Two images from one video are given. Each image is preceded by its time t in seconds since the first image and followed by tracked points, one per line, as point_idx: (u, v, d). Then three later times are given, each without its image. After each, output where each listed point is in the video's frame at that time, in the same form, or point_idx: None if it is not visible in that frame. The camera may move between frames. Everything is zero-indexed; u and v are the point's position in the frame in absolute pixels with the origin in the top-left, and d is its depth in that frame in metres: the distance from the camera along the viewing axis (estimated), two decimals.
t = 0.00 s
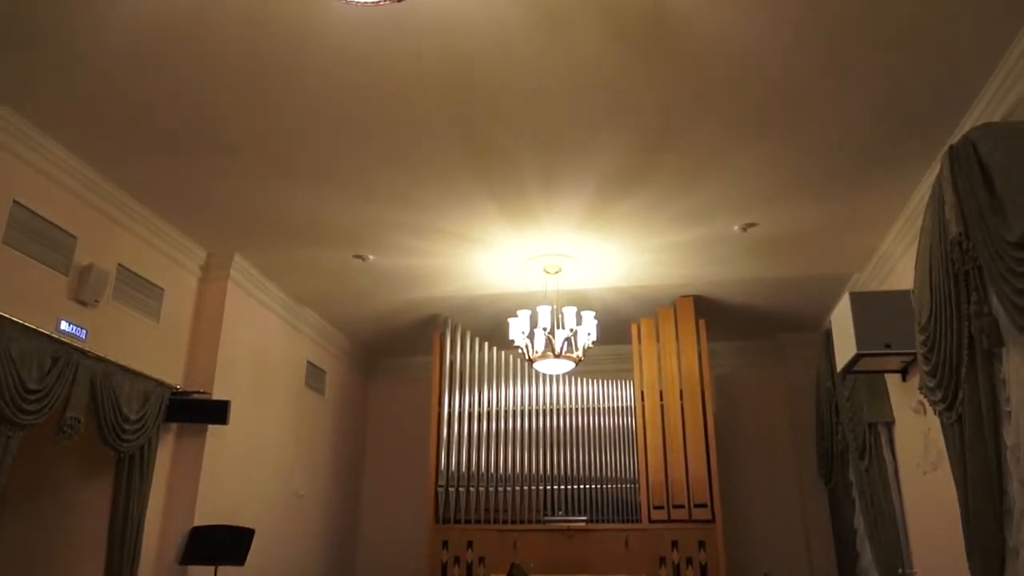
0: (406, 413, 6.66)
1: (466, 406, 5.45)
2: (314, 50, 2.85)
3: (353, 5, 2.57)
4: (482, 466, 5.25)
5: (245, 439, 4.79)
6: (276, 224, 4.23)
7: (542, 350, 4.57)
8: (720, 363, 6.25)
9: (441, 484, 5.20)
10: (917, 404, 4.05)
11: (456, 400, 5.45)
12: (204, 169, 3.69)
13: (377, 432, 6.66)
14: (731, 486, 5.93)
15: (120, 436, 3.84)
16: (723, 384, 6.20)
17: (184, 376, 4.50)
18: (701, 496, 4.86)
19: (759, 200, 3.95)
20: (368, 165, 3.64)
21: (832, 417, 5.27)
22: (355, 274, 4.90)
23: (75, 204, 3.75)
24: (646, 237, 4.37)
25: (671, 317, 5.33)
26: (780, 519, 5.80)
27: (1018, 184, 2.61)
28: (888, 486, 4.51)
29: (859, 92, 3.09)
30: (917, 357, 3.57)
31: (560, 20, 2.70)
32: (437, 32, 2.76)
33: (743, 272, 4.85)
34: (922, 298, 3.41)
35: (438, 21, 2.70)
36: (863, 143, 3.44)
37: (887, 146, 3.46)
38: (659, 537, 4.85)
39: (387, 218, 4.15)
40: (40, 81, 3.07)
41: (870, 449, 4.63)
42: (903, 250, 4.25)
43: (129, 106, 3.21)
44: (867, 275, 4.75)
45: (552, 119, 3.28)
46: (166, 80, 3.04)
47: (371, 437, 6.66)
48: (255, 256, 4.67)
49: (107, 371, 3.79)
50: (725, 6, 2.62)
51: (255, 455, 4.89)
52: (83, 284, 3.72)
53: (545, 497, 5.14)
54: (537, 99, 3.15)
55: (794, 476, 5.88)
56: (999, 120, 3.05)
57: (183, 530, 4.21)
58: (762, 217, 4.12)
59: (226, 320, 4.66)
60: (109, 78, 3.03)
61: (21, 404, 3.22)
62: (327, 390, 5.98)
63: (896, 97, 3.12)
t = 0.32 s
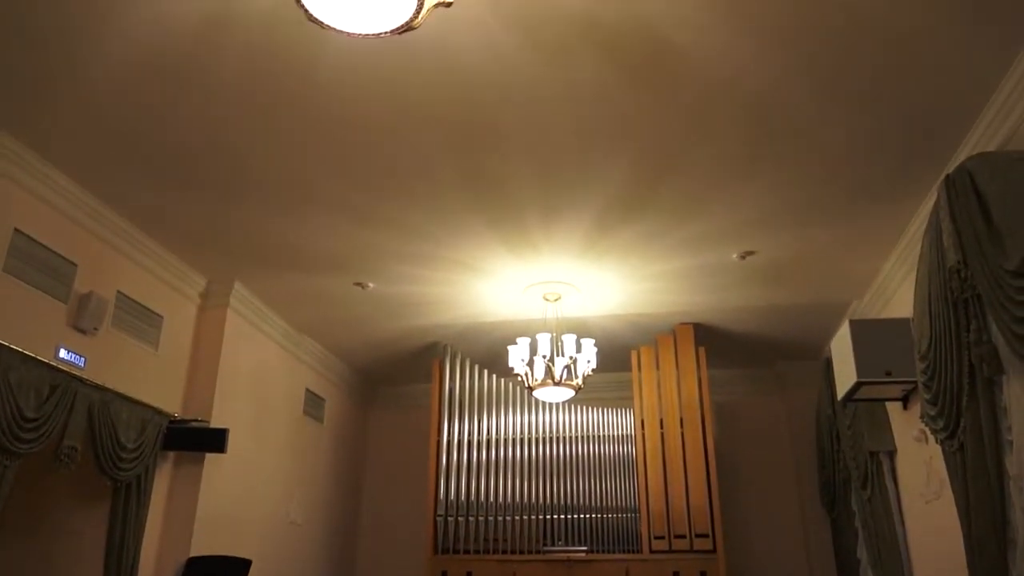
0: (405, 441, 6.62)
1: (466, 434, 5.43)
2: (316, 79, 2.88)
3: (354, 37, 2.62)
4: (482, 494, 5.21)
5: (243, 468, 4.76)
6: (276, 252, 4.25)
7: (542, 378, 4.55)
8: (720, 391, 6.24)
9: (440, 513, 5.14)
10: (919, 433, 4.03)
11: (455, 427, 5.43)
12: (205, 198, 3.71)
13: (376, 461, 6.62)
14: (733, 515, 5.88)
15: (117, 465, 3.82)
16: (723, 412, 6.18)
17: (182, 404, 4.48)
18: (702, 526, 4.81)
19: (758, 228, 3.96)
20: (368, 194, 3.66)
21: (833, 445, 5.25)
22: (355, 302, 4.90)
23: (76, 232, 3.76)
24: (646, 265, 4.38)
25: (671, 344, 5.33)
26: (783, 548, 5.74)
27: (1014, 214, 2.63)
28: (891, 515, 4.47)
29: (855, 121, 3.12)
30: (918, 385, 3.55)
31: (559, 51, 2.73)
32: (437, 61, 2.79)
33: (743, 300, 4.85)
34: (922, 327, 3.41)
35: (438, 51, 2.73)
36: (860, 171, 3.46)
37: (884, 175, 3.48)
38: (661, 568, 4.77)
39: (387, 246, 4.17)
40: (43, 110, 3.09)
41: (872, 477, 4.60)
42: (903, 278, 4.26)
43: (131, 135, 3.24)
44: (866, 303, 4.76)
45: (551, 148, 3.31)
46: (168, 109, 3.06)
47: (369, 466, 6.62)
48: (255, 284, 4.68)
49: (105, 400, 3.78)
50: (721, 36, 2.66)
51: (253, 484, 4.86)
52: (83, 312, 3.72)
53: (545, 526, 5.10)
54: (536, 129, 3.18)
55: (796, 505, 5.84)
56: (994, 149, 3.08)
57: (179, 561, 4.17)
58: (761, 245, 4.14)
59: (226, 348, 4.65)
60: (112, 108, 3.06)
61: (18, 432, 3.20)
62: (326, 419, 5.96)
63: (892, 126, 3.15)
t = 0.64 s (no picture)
0: (405, 465, 6.59)
1: (466, 457, 5.37)
2: (318, 103, 2.90)
3: (355, 62, 2.65)
4: (482, 519, 5.17)
5: (241, 492, 4.72)
6: (277, 275, 4.26)
7: (543, 401, 4.53)
8: (721, 413, 6.21)
9: (440, 538, 5.09)
10: (922, 457, 4.01)
11: (455, 451, 5.36)
12: (206, 220, 3.72)
13: (375, 484, 6.58)
14: (735, 539, 5.83)
15: (115, 489, 3.79)
16: (724, 435, 6.15)
17: (181, 427, 4.46)
18: (704, 550, 4.77)
19: (758, 251, 3.97)
20: (369, 216, 3.68)
21: (835, 469, 5.22)
22: (355, 324, 4.89)
23: (77, 255, 3.78)
24: (645, 287, 4.39)
25: (672, 367, 5.32)
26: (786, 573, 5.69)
27: (1014, 237, 2.62)
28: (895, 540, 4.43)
29: (853, 145, 3.14)
30: (921, 408, 3.53)
31: (558, 75, 2.76)
32: (437, 86, 2.81)
33: (744, 322, 4.85)
34: (923, 349, 3.40)
35: (439, 74, 2.75)
36: (859, 194, 3.47)
37: (884, 197, 3.49)
38: None
39: (388, 268, 4.17)
40: (47, 134, 3.12)
41: (876, 501, 4.58)
42: (903, 300, 4.26)
43: (133, 158, 3.26)
44: (867, 325, 4.75)
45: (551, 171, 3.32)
46: (170, 131, 3.08)
47: (369, 489, 6.57)
48: (255, 306, 4.67)
49: (103, 423, 3.76)
50: (719, 59, 2.68)
51: (252, 508, 4.82)
52: (82, 335, 3.72)
53: (545, 551, 5.08)
54: (536, 152, 3.19)
55: (799, 529, 5.79)
56: (994, 172, 3.09)
57: None
58: (761, 268, 4.15)
59: (225, 370, 4.65)
60: (115, 128, 3.08)
61: (16, 456, 3.18)
62: (326, 442, 5.94)
63: (890, 149, 3.16)
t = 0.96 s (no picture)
0: (405, 486, 6.55)
1: (466, 478, 5.31)
2: (320, 125, 2.93)
3: (357, 85, 2.67)
4: (482, 541, 5.12)
5: (241, 514, 4.69)
6: (278, 296, 4.26)
7: (544, 422, 4.51)
8: (723, 435, 6.19)
9: (440, 561, 4.99)
10: (925, 479, 3.99)
11: (455, 472, 5.30)
12: (208, 241, 3.73)
13: (375, 506, 6.54)
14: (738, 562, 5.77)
15: (114, 510, 3.77)
16: (726, 457, 6.12)
17: (180, 448, 4.45)
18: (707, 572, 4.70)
19: (758, 272, 3.98)
20: (370, 238, 3.69)
21: (838, 491, 5.19)
22: (356, 345, 4.90)
23: (79, 275, 3.79)
24: (646, 308, 4.39)
25: (673, 388, 5.31)
26: None
27: (1014, 258, 2.63)
28: (899, 563, 4.39)
29: (851, 167, 3.15)
30: (923, 429, 3.51)
31: (559, 97, 2.78)
32: (438, 108, 2.83)
33: (745, 343, 4.85)
34: (924, 370, 3.39)
35: (440, 96, 2.78)
36: (858, 215, 3.49)
37: (884, 219, 3.50)
38: None
39: (388, 289, 4.18)
40: (51, 155, 3.14)
41: (880, 524, 4.55)
42: (903, 322, 4.26)
43: (136, 179, 3.28)
44: (868, 347, 4.75)
45: (551, 192, 3.34)
46: (173, 152, 3.10)
47: (369, 511, 6.53)
48: (256, 327, 4.68)
49: (102, 444, 3.74)
50: (717, 82, 2.70)
51: (251, 530, 4.79)
52: (83, 355, 3.72)
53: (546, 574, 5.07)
54: (536, 173, 3.21)
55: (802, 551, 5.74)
56: (993, 194, 3.10)
57: None
58: (761, 289, 4.15)
59: (226, 391, 4.64)
60: (117, 150, 3.09)
61: (16, 477, 3.17)
62: (326, 463, 5.91)
63: (889, 171, 3.18)
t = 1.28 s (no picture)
0: (405, 504, 6.52)
1: (466, 497, 5.25)
2: (321, 143, 2.94)
3: (358, 104, 2.69)
4: (483, 560, 5.09)
5: (240, 532, 4.67)
6: (279, 313, 4.27)
7: (545, 439, 4.49)
8: (724, 452, 6.16)
9: None
10: (928, 498, 3.96)
11: (455, 490, 5.23)
12: (209, 258, 3.74)
13: (376, 524, 6.50)
14: None
15: (112, 528, 3.75)
16: (728, 474, 6.09)
17: (180, 465, 4.43)
18: None
19: (758, 289, 3.98)
20: (371, 255, 3.70)
21: (841, 509, 5.15)
22: (356, 363, 4.89)
23: (79, 291, 3.79)
24: (647, 325, 4.39)
25: (675, 406, 5.29)
26: None
27: (1016, 275, 2.63)
28: None
29: (851, 184, 3.16)
30: (925, 446, 3.50)
31: (558, 115, 2.80)
32: (440, 126, 2.85)
33: (746, 361, 4.84)
34: (927, 388, 3.37)
35: (441, 114, 2.79)
36: (858, 232, 3.49)
37: (884, 236, 3.51)
38: None
39: (389, 307, 4.18)
40: (53, 173, 3.16)
41: (883, 543, 4.52)
42: (905, 339, 4.25)
43: (138, 196, 3.29)
44: (870, 364, 4.74)
45: (552, 209, 3.35)
46: (175, 170, 3.12)
47: (369, 529, 6.49)
48: (256, 344, 4.67)
49: (102, 462, 3.72)
50: (716, 100, 2.72)
51: (251, 549, 4.77)
52: (83, 372, 3.71)
53: None
54: (536, 191, 3.22)
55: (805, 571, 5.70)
56: (993, 211, 3.11)
57: None
58: (762, 306, 4.15)
59: (226, 408, 4.63)
60: (120, 167, 3.11)
61: (15, 495, 3.16)
62: (326, 480, 5.89)
63: (889, 188, 3.19)
